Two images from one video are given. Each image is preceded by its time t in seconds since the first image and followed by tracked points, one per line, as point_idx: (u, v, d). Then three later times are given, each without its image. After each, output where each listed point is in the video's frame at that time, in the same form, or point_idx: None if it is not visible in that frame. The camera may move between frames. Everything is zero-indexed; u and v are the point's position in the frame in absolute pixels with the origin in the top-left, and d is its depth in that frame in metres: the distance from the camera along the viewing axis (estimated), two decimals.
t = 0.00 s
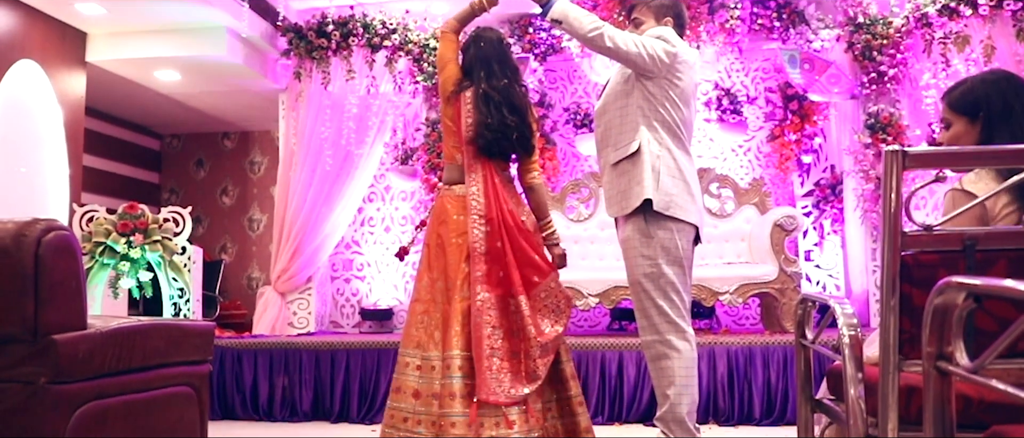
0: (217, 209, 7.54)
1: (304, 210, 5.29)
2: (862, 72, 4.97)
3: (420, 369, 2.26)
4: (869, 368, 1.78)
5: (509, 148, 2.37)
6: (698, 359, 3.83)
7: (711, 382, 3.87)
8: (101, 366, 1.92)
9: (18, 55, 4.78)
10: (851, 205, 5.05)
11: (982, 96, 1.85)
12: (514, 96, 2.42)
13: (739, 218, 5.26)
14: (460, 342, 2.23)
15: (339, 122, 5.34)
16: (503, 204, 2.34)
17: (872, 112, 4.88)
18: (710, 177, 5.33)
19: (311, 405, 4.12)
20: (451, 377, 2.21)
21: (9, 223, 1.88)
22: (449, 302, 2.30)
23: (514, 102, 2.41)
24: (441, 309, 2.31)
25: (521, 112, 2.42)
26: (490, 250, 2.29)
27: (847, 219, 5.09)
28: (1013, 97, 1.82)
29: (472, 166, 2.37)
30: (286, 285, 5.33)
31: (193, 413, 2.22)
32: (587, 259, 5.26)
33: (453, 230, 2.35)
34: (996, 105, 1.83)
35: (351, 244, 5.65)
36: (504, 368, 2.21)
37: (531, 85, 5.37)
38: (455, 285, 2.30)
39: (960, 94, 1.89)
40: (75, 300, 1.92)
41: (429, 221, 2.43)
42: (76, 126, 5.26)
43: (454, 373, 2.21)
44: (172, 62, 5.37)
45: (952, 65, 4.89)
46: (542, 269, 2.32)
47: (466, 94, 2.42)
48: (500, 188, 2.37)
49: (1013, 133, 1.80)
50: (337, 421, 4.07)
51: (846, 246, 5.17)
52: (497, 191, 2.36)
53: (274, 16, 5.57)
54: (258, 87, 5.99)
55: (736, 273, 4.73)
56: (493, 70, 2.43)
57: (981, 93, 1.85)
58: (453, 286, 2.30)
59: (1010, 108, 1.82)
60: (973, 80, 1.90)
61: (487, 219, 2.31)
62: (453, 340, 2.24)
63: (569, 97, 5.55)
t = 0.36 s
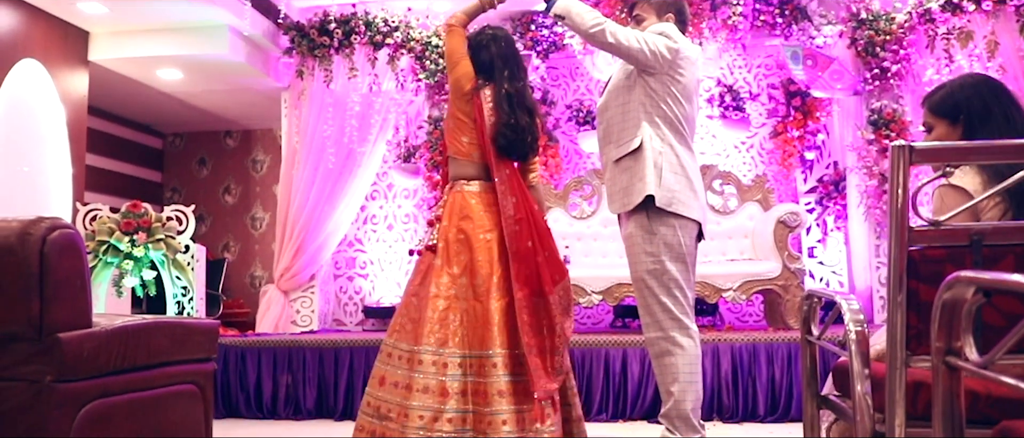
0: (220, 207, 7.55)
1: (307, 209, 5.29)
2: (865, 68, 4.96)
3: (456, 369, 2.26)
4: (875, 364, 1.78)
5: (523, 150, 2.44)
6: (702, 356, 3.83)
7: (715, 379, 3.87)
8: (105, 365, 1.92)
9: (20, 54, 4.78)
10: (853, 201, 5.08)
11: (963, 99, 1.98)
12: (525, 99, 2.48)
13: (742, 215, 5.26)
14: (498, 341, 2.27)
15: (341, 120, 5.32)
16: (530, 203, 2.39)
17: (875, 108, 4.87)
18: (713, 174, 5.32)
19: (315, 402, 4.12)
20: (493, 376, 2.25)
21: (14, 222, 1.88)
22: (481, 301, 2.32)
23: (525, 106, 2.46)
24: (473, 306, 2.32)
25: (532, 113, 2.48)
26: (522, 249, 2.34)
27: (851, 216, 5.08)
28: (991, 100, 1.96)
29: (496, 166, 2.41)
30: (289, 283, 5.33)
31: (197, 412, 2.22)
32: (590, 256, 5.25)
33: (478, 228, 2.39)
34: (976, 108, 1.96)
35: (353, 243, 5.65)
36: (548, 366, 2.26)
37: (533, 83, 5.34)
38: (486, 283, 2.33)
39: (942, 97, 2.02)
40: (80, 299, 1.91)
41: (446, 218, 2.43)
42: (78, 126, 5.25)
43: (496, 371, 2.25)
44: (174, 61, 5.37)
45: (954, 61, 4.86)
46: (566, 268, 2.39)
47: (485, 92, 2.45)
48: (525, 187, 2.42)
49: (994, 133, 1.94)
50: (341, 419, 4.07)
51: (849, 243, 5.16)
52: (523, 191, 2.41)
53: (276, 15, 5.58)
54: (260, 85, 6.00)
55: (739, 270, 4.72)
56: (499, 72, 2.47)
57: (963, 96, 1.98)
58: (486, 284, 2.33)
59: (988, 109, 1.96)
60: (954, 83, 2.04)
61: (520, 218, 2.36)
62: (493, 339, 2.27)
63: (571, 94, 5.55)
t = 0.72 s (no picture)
0: (224, 205, 7.55)
1: (311, 207, 5.29)
2: (870, 64, 4.94)
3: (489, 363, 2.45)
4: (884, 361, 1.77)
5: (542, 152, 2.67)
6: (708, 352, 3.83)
7: (721, 376, 3.86)
8: (112, 362, 1.92)
9: (25, 53, 4.78)
10: (858, 198, 5.03)
11: (957, 98, 1.98)
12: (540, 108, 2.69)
13: (747, 212, 5.25)
14: (532, 336, 2.48)
15: (346, 118, 5.33)
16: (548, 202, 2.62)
17: (881, 104, 4.88)
18: (718, 171, 5.27)
19: (321, 400, 4.13)
20: (526, 371, 2.44)
21: (22, 219, 1.88)
22: (511, 297, 2.51)
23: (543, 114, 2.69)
24: (505, 303, 2.51)
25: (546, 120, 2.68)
26: (546, 249, 2.54)
27: (856, 213, 5.06)
28: (986, 99, 1.96)
29: (522, 167, 2.61)
30: (293, 281, 5.34)
31: (204, 409, 2.22)
32: (595, 254, 5.25)
33: (508, 225, 2.58)
34: (970, 107, 1.96)
35: (358, 241, 5.66)
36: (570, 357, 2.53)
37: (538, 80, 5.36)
38: (518, 280, 2.52)
39: (936, 95, 2.02)
40: (87, 296, 1.91)
41: (475, 214, 2.58)
42: (83, 124, 5.26)
43: (529, 366, 2.44)
44: (179, 60, 5.38)
45: (960, 57, 4.88)
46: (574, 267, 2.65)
47: (510, 95, 2.65)
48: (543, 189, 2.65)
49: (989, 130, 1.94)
50: (347, 417, 4.06)
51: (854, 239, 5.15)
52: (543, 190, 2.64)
53: (280, 12, 5.58)
54: (264, 84, 6.00)
55: (745, 267, 4.72)
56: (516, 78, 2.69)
57: (956, 96, 1.99)
58: (515, 282, 2.52)
59: (982, 106, 1.96)
60: (949, 82, 2.04)
61: (546, 218, 2.58)
62: (526, 335, 2.47)
63: (575, 91, 5.53)
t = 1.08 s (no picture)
0: (231, 203, 7.56)
1: (317, 205, 5.30)
2: (877, 61, 4.93)
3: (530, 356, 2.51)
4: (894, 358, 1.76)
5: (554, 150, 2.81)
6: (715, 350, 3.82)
7: (728, 374, 3.85)
8: (120, 359, 1.92)
9: (33, 51, 4.79)
10: (865, 196, 5.04)
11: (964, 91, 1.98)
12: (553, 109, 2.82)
13: (754, 210, 5.23)
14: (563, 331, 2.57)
15: (352, 116, 5.34)
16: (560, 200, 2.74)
17: (888, 102, 4.85)
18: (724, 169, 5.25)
19: (327, 397, 4.13)
20: (558, 364, 2.53)
21: (31, 217, 1.88)
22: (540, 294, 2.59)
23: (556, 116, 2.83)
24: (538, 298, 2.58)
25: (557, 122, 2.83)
26: (566, 251, 2.67)
27: (863, 210, 5.04)
28: (993, 93, 1.95)
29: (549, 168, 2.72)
30: (300, 279, 5.35)
31: (212, 406, 2.22)
32: (602, 252, 5.24)
33: (543, 222, 2.65)
34: (977, 101, 1.95)
35: (364, 238, 5.65)
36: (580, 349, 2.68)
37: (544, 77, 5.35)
38: (552, 277, 2.60)
39: (941, 90, 2.03)
40: (96, 293, 1.91)
41: (514, 212, 2.63)
42: (91, 122, 5.26)
43: (561, 360, 2.53)
44: (186, 57, 5.38)
45: (968, 53, 4.85)
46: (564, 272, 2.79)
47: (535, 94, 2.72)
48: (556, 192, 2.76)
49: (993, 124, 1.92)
50: (353, 415, 4.07)
51: (861, 237, 5.13)
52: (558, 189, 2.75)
53: (286, 10, 5.58)
54: (270, 82, 6.00)
55: (752, 264, 4.71)
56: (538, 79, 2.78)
57: (964, 90, 1.98)
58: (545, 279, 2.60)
59: (990, 99, 1.95)
60: (956, 75, 2.03)
61: (564, 217, 2.71)
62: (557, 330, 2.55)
63: (581, 89, 5.53)
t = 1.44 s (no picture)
0: (238, 200, 7.58)
1: (324, 204, 5.30)
2: (886, 59, 4.91)
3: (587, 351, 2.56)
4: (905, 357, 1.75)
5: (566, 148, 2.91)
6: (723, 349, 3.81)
7: (736, 373, 3.84)
8: (128, 357, 1.91)
9: (41, 48, 4.80)
10: (874, 194, 4.99)
11: (979, 86, 1.97)
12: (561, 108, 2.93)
13: (762, 208, 5.21)
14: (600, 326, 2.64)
15: (359, 114, 5.34)
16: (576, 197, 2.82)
17: (897, 100, 4.83)
18: (732, 167, 5.29)
19: (334, 395, 4.13)
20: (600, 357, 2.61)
21: (40, 213, 1.88)
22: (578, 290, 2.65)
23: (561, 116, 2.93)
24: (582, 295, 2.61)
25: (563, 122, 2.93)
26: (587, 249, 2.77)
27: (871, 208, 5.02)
28: (1010, 89, 1.95)
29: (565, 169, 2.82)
30: (307, 276, 5.35)
31: (220, 404, 2.22)
32: (609, 250, 5.23)
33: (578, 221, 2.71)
34: (993, 97, 1.95)
35: (371, 236, 5.65)
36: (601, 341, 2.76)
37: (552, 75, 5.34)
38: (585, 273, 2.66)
39: (958, 83, 2.00)
40: (105, 290, 1.91)
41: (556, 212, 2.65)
42: (99, 119, 5.27)
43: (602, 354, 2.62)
44: (193, 55, 5.39)
45: (978, 51, 4.84)
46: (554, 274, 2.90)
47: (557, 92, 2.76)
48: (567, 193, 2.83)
49: (1010, 123, 1.92)
50: (361, 412, 4.07)
51: (869, 236, 5.12)
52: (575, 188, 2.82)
53: (294, 7, 5.59)
54: (277, 79, 6.01)
55: (760, 263, 4.70)
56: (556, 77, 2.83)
57: (979, 83, 1.97)
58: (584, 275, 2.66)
59: (1006, 97, 1.95)
60: (972, 69, 2.01)
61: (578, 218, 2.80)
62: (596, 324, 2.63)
63: (589, 86, 5.51)
